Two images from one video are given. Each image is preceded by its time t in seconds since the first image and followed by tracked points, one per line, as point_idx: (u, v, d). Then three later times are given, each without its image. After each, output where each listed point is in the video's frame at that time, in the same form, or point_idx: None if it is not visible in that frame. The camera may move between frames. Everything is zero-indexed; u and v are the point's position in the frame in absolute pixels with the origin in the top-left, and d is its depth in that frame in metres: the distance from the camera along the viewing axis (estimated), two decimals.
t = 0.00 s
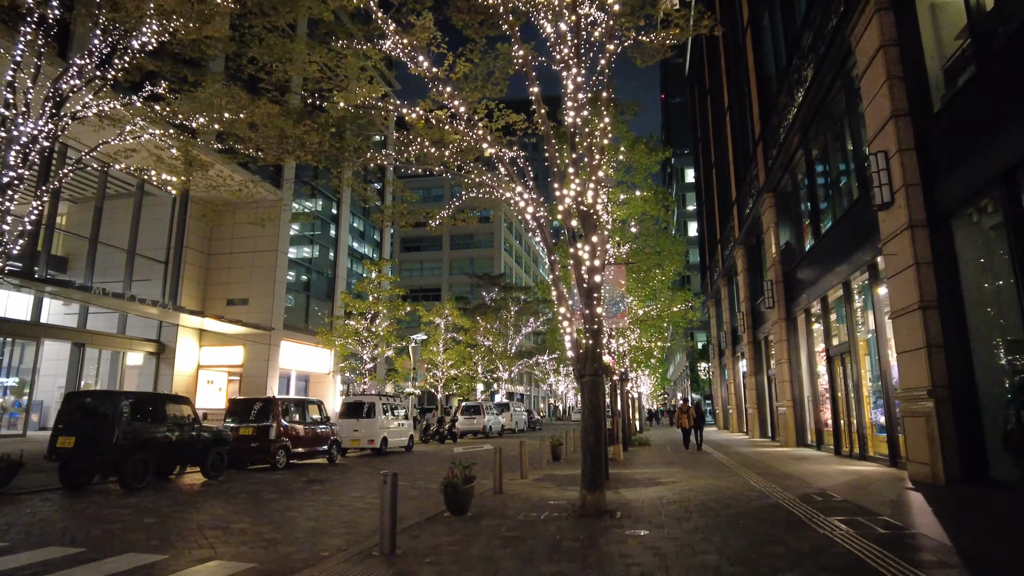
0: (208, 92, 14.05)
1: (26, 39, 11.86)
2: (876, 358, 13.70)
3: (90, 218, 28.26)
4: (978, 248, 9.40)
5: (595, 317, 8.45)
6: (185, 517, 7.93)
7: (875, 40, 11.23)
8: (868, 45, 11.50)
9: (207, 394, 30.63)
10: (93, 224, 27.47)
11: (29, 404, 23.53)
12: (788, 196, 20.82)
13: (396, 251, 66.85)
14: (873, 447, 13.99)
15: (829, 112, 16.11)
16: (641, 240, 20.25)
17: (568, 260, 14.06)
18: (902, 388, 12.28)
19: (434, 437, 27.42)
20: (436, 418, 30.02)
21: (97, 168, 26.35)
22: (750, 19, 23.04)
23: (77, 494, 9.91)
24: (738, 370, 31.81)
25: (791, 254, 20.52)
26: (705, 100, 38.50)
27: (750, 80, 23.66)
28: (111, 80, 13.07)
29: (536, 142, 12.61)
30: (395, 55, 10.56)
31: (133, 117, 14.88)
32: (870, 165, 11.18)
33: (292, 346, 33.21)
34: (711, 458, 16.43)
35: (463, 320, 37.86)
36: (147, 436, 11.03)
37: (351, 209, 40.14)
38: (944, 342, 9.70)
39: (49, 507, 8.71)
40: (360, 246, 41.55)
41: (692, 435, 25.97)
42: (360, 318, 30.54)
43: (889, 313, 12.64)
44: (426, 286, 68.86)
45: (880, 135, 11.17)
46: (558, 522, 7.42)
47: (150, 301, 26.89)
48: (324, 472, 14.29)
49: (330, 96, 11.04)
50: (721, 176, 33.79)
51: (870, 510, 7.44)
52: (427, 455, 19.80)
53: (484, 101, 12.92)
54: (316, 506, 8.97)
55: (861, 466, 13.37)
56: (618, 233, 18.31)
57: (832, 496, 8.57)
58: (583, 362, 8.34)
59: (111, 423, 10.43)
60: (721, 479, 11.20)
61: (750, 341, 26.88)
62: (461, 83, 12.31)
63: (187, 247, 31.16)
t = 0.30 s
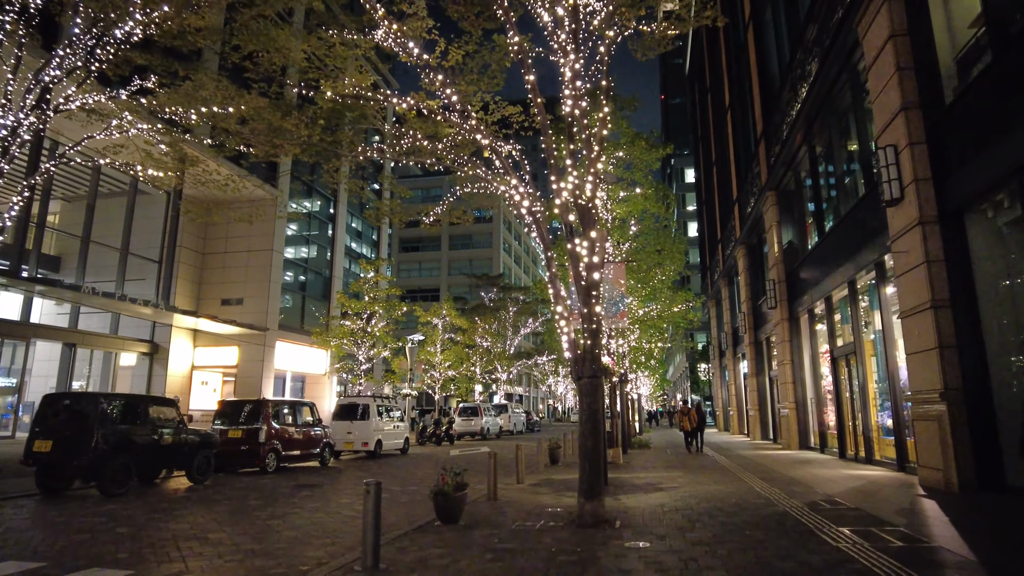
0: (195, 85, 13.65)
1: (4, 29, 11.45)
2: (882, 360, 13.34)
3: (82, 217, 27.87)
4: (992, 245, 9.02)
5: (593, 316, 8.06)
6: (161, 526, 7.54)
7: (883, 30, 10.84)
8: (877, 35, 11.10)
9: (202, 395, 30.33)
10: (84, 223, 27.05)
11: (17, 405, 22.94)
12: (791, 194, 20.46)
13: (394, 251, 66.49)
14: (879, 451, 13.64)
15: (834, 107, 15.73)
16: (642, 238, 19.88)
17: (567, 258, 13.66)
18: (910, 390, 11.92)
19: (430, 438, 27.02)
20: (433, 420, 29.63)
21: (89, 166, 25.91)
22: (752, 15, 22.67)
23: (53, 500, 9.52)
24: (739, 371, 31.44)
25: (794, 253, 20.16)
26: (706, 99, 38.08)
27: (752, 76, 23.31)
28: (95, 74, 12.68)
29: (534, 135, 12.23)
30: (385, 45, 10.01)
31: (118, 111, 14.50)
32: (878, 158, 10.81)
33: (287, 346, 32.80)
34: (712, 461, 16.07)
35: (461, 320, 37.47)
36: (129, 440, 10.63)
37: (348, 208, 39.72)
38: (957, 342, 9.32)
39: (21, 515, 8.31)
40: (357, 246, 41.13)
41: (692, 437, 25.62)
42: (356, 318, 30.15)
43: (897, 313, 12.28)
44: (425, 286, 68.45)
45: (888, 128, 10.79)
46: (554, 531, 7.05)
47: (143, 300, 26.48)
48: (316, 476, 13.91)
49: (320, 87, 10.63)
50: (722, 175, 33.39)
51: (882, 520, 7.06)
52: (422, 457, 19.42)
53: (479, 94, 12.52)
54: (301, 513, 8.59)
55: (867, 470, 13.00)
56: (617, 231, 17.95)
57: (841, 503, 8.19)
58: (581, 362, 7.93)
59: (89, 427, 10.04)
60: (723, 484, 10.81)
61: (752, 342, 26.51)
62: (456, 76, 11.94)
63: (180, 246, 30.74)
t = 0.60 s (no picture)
0: (179, 75, 13.22)
1: None
2: (886, 357, 12.99)
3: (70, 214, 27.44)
4: (1004, 236, 8.66)
5: (588, 309, 7.65)
6: (131, 531, 7.12)
7: (889, 15, 10.49)
8: (882, 20, 10.75)
9: (192, 395, 29.53)
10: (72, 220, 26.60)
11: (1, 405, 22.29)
12: (791, 189, 20.09)
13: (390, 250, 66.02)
14: (883, 451, 13.27)
15: (835, 99, 15.37)
16: (638, 233, 19.53)
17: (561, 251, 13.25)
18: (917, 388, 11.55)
19: (424, 439, 26.58)
20: (428, 420, 29.20)
21: (76, 161, 25.41)
22: (750, 8, 22.32)
23: (23, 503, 9.09)
24: (737, 370, 31.11)
25: (794, 249, 19.80)
26: (703, 95, 37.74)
27: (750, 70, 22.95)
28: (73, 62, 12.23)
29: (527, 123, 11.81)
30: (371, 28, 9.41)
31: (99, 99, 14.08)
32: (883, 147, 10.44)
33: (279, 346, 32.33)
34: (710, 462, 15.68)
35: (455, 319, 37.05)
36: (104, 439, 10.21)
37: (341, 206, 39.24)
38: (967, 337, 8.95)
39: None
40: (351, 244, 40.66)
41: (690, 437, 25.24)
42: (349, 316, 29.71)
43: (904, 308, 11.91)
44: (420, 286, 67.93)
45: (894, 116, 10.43)
46: (546, 536, 6.66)
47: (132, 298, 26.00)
48: (302, 477, 13.47)
49: (302, 70, 10.23)
50: (720, 173, 33.02)
51: (894, 524, 6.68)
52: (414, 458, 19.01)
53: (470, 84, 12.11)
54: (282, 517, 8.18)
55: (871, 470, 12.63)
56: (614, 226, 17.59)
57: (849, 506, 7.80)
58: (576, 357, 7.53)
59: (61, 426, 9.62)
60: (723, 485, 10.43)
61: (749, 340, 26.16)
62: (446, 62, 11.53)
63: (171, 243, 30.28)
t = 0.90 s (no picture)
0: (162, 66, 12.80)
1: None
2: (892, 358, 12.64)
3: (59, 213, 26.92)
4: (1018, 232, 8.29)
5: (585, 307, 7.24)
6: (100, 541, 6.72)
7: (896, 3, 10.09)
8: (889, 8, 10.35)
9: (183, 397, 29.47)
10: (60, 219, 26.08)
11: None
12: (791, 187, 19.72)
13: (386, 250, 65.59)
14: (888, 454, 12.93)
15: (838, 94, 14.99)
16: (637, 231, 19.20)
17: (556, 248, 12.84)
18: (926, 390, 11.19)
19: (418, 441, 26.13)
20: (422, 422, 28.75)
21: (64, 158, 24.88)
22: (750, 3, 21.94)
23: None
24: (736, 371, 30.73)
25: (795, 248, 19.43)
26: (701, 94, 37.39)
27: (750, 66, 22.56)
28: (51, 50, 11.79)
29: (521, 115, 11.43)
30: (358, 14, 9.05)
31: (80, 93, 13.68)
32: (891, 141, 10.05)
33: (271, 347, 31.86)
34: (710, 465, 15.31)
35: (451, 320, 36.61)
36: (77, 445, 9.75)
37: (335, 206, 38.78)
38: (980, 337, 8.58)
39: None
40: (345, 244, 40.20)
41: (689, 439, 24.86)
42: (341, 317, 29.16)
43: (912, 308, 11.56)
44: (416, 287, 67.49)
45: (902, 108, 10.05)
46: (539, 548, 6.28)
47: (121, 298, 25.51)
48: (290, 482, 13.06)
49: (289, 56, 9.84)
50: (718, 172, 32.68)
51: (909, 535, 6.29)
52: (407, 461, 18.59)
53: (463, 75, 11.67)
54: (262, 526, 7.78)
55: (875, 474, 12.25)
56: (612, 223, 17.28)
57: (858, 515, 7.41)
58: (571, 358, 7.13)
59: (32, 432, 9.13)
60: (725, 491, 10.05)
61: (748, 341, 25.81)
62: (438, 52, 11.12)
63: (162, 243, 29.82)
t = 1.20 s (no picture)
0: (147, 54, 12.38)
1: None
2: (899, 358, 12.28)
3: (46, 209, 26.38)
4: None
5: (581, 301, 6.82)
6: (64, 550, 6.30)
7: None
8: None
9: (174, 397, 29.20)
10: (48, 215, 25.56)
11: None
12: (793, 184, 19.33)
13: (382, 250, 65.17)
14: (894, 457, 12.57)
15: (842, 87, 14.65)
16: (636, 228, 18.89)
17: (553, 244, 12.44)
18: (936, 391, 10.82)
19: (412, 443, 25.66)
20: (417, 424, 28.31)
21: (52, 154, 24.45)
22: None
23: None
24: (735, 373, 30.36)
25: (796, 247, 19.05)
26: (700, 93, 37.05)
27: (750, 62, 22.19)
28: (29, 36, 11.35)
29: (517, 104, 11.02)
30: None
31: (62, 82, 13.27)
32: (900, 131, 9.68)
33: (264, 347, 31.37)
34: (710, 468, 14.93)
35: (446, 320, 36.17)
36: (48, 447, 9.31)
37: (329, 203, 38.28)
38: (996, 334, 8.20)
39: None
40: (340, 243, 39.75)
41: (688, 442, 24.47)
42: (334, 316, 28.53)
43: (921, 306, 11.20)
44: (412, 287, 67.10)
45: (912, 98, 9.67)
46: (532, 558, 5.88)
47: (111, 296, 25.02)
48: (277, 485, 12.62)
49: (275, 40, 9.45)
50: (717, 171, 32.31)
51: (928, 546, 5.89)
52: (400, 464, 18.16)
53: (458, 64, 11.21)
54: (241, 533, 7.37)
55: (882, 478, 11.86)
56: (611, 220, 17.00)
57: (871, 523, 7.02)
58: (567, 355, 6.71)
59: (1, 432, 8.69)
60: (728, 495, 9.67)
61: (747, 342, 25.44)
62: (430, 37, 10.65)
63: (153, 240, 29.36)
